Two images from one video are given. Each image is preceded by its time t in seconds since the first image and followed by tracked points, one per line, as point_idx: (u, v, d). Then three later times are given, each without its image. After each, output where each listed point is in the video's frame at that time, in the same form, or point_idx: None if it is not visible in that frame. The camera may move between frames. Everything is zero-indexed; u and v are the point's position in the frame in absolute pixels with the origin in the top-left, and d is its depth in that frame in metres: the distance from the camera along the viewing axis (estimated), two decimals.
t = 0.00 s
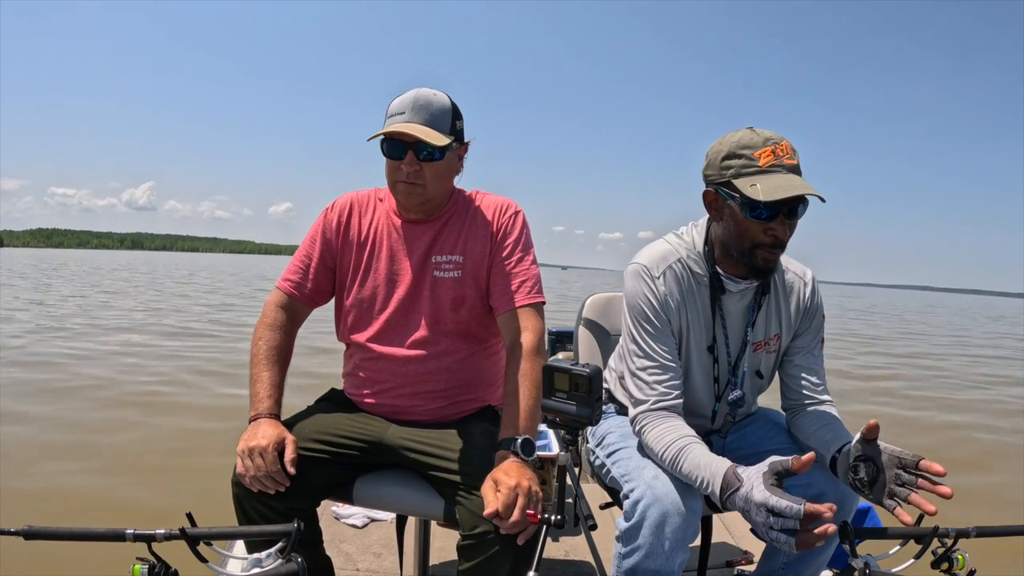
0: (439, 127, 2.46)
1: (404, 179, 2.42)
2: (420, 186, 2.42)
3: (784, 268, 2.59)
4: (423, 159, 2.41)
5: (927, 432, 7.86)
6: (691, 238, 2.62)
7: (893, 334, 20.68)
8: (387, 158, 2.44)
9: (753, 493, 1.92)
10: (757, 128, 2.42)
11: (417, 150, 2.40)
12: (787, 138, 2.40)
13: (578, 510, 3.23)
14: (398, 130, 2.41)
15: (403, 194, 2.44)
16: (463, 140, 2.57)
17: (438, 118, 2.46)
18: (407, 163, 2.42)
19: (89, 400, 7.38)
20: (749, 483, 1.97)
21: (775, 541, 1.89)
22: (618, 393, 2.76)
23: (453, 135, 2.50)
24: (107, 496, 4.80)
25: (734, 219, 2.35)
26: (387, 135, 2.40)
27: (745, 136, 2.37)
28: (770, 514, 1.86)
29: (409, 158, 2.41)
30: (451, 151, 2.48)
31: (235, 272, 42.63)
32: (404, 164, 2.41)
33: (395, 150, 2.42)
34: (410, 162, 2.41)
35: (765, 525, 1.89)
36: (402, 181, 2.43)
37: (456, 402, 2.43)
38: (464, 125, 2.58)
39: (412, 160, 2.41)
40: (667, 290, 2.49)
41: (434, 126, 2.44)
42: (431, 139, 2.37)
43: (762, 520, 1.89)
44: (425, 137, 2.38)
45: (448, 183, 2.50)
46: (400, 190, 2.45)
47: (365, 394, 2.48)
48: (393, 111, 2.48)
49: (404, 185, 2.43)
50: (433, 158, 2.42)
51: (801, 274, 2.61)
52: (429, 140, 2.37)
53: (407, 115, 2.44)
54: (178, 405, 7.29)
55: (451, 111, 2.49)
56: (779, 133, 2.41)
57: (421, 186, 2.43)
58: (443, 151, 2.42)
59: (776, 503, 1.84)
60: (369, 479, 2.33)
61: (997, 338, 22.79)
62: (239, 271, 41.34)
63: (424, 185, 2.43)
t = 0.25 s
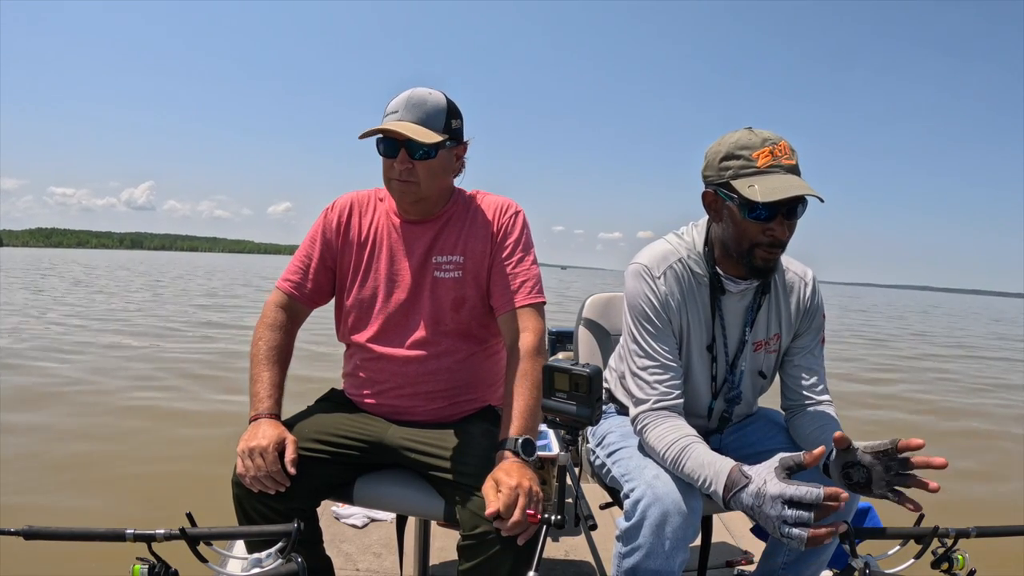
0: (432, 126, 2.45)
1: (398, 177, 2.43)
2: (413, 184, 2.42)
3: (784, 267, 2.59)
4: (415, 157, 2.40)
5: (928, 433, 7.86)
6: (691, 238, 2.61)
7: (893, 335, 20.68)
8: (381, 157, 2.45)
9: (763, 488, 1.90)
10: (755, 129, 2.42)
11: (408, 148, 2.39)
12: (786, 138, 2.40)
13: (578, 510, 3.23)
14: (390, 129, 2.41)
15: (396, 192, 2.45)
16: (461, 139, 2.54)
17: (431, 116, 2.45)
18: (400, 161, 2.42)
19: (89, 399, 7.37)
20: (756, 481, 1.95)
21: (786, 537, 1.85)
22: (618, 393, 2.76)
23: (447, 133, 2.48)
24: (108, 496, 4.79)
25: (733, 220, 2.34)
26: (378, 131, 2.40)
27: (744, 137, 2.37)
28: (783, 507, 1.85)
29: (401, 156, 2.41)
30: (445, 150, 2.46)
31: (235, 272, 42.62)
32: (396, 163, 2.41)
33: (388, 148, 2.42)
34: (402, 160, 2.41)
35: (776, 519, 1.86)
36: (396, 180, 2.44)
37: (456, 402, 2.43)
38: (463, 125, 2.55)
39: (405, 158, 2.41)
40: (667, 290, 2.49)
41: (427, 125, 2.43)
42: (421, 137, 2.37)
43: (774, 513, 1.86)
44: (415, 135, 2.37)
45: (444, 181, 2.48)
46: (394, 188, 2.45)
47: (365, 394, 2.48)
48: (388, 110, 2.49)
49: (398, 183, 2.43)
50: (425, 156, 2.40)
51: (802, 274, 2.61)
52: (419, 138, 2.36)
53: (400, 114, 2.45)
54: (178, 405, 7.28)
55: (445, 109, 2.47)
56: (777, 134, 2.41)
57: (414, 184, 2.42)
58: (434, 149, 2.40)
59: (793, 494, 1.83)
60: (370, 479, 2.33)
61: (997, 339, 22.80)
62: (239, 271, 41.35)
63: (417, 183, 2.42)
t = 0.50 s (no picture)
0: (420, 124, 2.43)
1: (387, 175, 2.43)
2: (403, 181, 2.42)
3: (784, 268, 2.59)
4: (403, 155, 2.40)
5: (928, 432, 7.86)
6: (691, 239, 2.61)
7: (894, 334, 20.67)
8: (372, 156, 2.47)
9: (766, 486, 1.91)
10: (760, 134, 2.40)
11: (395, 146, 2.39)
12: (791, 145, 2.39)
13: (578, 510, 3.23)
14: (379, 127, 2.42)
15: (386, 189, 2.45)
16: (455, 137, 2.50)
17: (420, 115, 2.43)
18: (388, 158, 2.42)
19: (89, 400, 7.38)
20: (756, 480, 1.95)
21: (788, 537, 1.85)
22: (618, 393, 2.76)
23: (438, 131, 2.45)
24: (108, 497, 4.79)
25: (737, 227, 2.34)
26: (365, 129, 2.41)
27: (749, 143, 2.36)
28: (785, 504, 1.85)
29: (390, 153, 2.41)
30: (434, 149, 2.43)
31: (235, 272, 42.63)
32: (385, 160, 2.42)
33: (377, 146, 2.43)
34: (390, 158, 2.41)
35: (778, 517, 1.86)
36: (385, 177, 2.44)
37: (456, 402, 2.43)
38: (459, 126, 2.51)
39: (394, 156, 2.41)
40: (667, 291, 2.49)
41: (415, 123, 2.42)
42: (405, 135, 2.36)
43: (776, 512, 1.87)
44: (400, 133, 2.37)
45: (435, 179, 2.46)
46: (384, 186, 2.46)
47: (365, 394, 2.48)
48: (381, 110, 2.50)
49: (388, 180, 2.44)
50: (412, 155, 2.39)
51: (801, 274, 2.61)
52: (404, 136, 2.35)
53: (391, 113, 2.46)
54: (177, 405, 7.28)
55: (435, 108, 2.44)
56: (782, 140, 2.40)
57: (402, 181, 2.42)
58: (421, 146, 2.39)
59: (797, 490, 1.84)
60: (370, 479, 2.33)
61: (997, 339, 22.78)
62: (239, 271, 41.36)
63: (405, 181, 2.42)
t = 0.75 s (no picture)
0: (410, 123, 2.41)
1: (380, 175, 2.44)
2: (395, 181, 2.43)
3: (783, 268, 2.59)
4: (394, 155, 2.40)
5: (929, 433, 7.85)
6: (691, 239, 2.61)
7: (894, 335, 20.67)
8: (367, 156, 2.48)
9: (767, 485, 1.90)
10: (766, 137, 2.39)
11: (386, 146, 2.39)
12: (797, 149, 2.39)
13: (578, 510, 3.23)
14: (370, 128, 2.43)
15: (381, 189, 2.47)
16: (448, 135, 2.48)
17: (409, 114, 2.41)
18: (381, 159, 2.43)
19: (89, 400, 7.38)
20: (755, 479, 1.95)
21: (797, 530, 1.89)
22: (617, 393, 2.75)
23: (429, 131, 2.43)
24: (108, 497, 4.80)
25: (747, 231, 2.33)
26: (356, 130, 2.41)
27: (759, 148, 2.34)
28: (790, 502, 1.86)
29: (381, 154, 2.42)
30: (425, 148, 2.42)
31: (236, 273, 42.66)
32: (377, 161, 2.43)
33: (370, 147, 2.44)
34: (382, 159, 2.42)
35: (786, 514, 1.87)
36: (379, 178, 2.46)
37: (456, 402, 2.43)
38: (451, 125, 2.49)
39: (386, 156, 2.42)
40: (667, 292, 2.49)
41: (405, 123, 2.41)
42: (394, 135, 2.36)
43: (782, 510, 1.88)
44: (389, 133, 2.36)
45: (428, 178, 2.45)
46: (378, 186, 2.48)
47: (365, 394, 2.48)
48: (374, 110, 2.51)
49: (382, 181, 2.45)
50: (403, 154, 2.39)
51: (801, 274, 2.61)
52: (392, 137, 2.35)
53: (383, 112, 2.46)
54: (178, 406, 7.29)
55: (425, 106, 2.42)
56: (788, 143, 2.40)
57: (395, 181, 2.43)
58: (411, 146, 2.38)
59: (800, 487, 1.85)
60: (369, 479, 2.33)
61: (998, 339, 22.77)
62: (240, 272, 41.39)
63: (398, 180, 2.42)
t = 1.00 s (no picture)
0: (398, 124, 2.41)
1: (373, 177, 2.46)
2: (386, 183, 2.44)
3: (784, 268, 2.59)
4: (383, 157, 2.41)
5: (930, 432, 7.85)
6: (692, 239, 2.61)
7: (895, 334, 20.66)
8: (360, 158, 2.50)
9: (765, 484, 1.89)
10: (771, 137, 2.39)
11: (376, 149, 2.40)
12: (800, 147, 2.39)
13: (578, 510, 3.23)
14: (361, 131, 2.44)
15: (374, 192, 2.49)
16: (438, 135, 2.46)
17: (397, 116, 2.41)
18: (372, 161, 2.44)
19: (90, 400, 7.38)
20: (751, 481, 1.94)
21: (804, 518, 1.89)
22: (618, 393, 2.76)
23: (417, 131, 2.41)
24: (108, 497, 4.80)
25: (752, 230, 2.33)
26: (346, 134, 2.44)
27: (764, 147, 2.34)
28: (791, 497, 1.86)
29: (372, 156, 2.43)
30: (414, 149, 2.41)
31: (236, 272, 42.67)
32: (368, 163, 2.45)
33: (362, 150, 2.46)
34: (372, 161, 2.44)
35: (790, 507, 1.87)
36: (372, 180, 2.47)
37: (456, 402, 2.43)
38: (442, 124, 2.47)
39: (377, 158, 2.44)
40: (668, 291, 2.49)
41: (393, 124, 2.41)
42: (380, 138, 2.37)
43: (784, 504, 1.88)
44: (377, 136, 2.37)
45: (418, 179, 2.44)
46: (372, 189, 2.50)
47: (365, 394, 2.48)
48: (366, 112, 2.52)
49: (374, 183, 2.47)
50: (392, 156, 2.40)
51: (801, 274, 2.61)
52: (379, 140, 2.36)
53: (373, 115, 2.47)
54: (178, 406, 7.29)
55: (413, 107, 2.41)
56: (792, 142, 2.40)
57: (385, 183, 2.44)
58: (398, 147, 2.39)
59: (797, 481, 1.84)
60: (369, 479, 2.33)
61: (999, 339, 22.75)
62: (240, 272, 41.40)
63: (388, 182, 2.44)
